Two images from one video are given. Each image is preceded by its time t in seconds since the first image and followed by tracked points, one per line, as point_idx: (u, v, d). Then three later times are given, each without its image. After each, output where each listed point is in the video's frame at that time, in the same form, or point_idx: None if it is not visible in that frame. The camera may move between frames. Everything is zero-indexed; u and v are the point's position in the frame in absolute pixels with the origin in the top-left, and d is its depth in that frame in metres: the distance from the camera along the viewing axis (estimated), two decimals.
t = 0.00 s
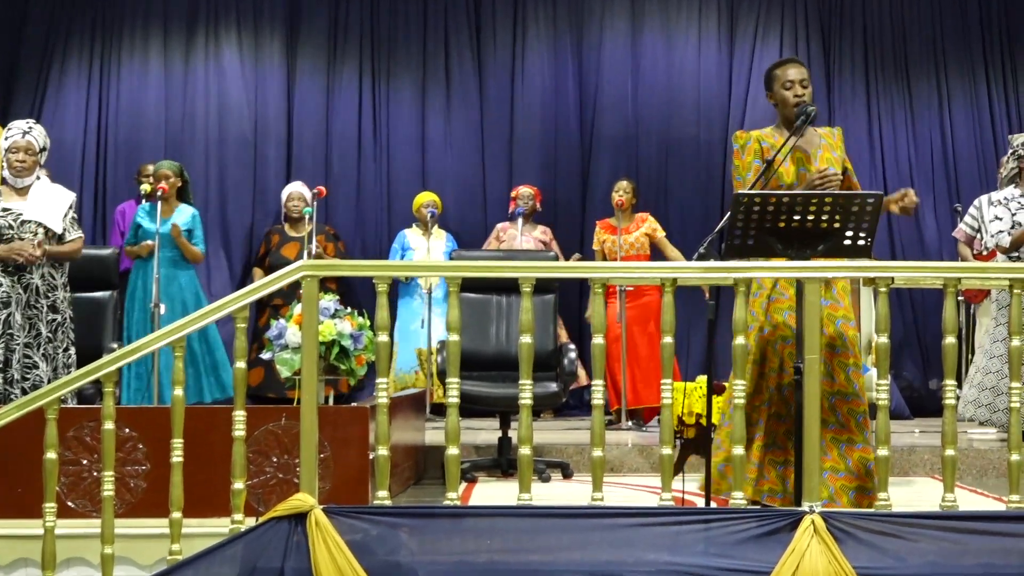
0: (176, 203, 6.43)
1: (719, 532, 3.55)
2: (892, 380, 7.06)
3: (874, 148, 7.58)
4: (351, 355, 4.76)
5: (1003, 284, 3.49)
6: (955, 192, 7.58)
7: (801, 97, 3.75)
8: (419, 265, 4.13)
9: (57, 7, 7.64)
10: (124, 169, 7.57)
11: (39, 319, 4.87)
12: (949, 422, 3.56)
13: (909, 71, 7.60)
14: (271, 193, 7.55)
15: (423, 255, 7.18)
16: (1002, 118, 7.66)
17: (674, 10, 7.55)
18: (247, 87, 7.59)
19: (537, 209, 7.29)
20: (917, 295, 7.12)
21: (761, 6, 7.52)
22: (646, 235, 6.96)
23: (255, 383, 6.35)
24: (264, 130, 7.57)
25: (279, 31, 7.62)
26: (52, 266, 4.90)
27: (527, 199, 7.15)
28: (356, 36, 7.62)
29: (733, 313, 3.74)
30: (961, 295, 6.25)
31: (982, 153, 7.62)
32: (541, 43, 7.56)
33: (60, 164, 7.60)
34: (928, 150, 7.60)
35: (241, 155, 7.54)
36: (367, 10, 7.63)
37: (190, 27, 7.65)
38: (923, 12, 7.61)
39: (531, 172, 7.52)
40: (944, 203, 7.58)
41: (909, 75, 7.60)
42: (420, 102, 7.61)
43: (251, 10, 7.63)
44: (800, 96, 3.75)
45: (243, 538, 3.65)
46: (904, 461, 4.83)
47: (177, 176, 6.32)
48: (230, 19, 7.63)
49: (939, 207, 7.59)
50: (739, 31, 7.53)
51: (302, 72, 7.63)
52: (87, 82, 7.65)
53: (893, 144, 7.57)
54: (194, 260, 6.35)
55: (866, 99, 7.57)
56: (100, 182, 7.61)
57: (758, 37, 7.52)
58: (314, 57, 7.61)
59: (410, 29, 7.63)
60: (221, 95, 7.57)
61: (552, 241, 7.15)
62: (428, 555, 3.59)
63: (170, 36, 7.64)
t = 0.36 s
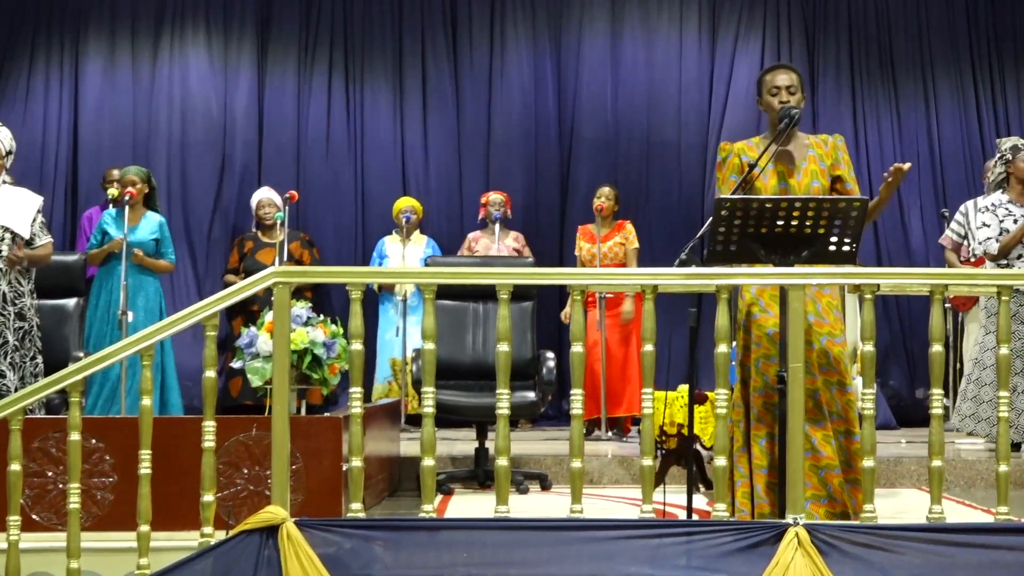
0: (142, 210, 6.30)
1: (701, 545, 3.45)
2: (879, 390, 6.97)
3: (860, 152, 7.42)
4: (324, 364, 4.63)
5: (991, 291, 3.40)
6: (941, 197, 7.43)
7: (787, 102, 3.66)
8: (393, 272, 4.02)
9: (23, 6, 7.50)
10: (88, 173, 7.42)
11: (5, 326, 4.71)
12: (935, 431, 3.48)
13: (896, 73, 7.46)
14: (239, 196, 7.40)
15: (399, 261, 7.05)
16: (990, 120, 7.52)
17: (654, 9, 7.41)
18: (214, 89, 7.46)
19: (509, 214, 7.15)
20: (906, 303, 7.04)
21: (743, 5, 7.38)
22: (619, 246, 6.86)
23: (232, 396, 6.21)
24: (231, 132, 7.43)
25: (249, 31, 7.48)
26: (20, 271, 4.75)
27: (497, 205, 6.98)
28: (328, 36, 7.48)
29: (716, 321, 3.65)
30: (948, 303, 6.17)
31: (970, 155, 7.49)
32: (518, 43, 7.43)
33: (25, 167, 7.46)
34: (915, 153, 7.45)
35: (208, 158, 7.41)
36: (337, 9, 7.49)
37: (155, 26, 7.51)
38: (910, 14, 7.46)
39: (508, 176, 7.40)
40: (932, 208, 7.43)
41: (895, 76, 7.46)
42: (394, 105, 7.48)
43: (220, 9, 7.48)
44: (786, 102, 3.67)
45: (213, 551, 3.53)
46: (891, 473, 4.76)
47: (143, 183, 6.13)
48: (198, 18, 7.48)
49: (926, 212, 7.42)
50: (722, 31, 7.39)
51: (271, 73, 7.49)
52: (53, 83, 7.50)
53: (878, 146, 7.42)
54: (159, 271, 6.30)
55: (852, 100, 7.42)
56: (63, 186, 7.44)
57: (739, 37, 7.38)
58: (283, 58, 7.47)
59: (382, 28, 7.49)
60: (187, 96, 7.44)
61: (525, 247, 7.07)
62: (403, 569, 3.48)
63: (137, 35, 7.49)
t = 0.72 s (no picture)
0: (121, 213, 6.14)
1: (690, 561, 3.34)
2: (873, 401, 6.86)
3: (855, 156, 7.24)
4: (302, 374, 4.50)
5: (989, 299, 3.31)
6: (939, 203, 7.25)
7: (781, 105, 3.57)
8: (373, 279, 3.90)
9: None
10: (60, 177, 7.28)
11: None
12: (932, 443, 3.38)
13: (892, 74, 7.29)
14: (217, 201, 7.25)
15: (378, 267, 6.92)
16: (989, 123, 7.34)
17: (642, 10, 7.29)
18: (188, 90, 7.33)
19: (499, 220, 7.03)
20: (901, 311, 6.93)
21: (734, 4, 7.24)
22: (603, 251, 6.74)
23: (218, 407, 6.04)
24: (206, 135, 7.29)
25: (225, 32, 7.33)
26: None
27: (484, 209, 6.89)
28: (307, 37, 7.33)
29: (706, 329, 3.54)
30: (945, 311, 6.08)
31: (968, 158, 7.31)
32: (503, 44, 7.31)
33: None
34: (911, 159, 7.27)
35: (183, 162, 7.27)
36: (315, 8, 7.34)
37: (129, 26, 7.36)
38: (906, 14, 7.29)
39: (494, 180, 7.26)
40: (928, 214, 7.26)
41: (891, 77, 7.28)
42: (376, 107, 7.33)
43: (195, 9, 7.34)
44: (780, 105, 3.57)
45: (187, 568, 3.39)
46: (886, 485, 4.67)
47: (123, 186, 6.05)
48: (172, 17, 7.34)
49: (922, 218, 7.23)
50: (712, 30, 7.25)
51: (248, 75, 7.34)
52: (25, 85, 7.35)
53: (873, 148, 7.24)
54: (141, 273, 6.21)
55: (846, 106, 7.26)
56: (37, 191, 7.28)
57: (728, 37, 7.23)
58: (260, 59, 7.34)
59: (362, 27, 7.34)
60: (161, 96, 7.30)
61: (514, 249, 6.96)
62: None
63: (110, 36, 7.34)
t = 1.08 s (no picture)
0: (88, 217, 6.03)
1: (670, 570, 3.26)
2: (857, 407, 6.81)
3: (838, 158, 7.18)
4: (274, 380, 4.40)
5: (973, 302, 3.24)
6: (922, 205, 7.19)
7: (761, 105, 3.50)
8: (346, 283, 3.81)
9: None
10: (27, 178, 7.13)
11: None
12: (915, 450, 3.32)
13: (875, 73, 7.23)
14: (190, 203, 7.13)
15: (350, 272, 6.85)
16: (973, 124, 7.27)
17: (621, 9, 7.21)
18: (156, 88, 7.18)
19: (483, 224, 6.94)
20: (885, 316, 6.88)
21: (714, 2, 7.16)
22: (582, 259, 6.69)
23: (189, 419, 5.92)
24: (176, 134, 7.16)
25: (196, 31, 7.20)
26: None
27: (468, 212, 6.81)
28: (280, 36, 7.22)
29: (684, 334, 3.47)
30: (928, 315, 6.06)
31: (951, 161, 7.23)
32: (478, 44, 7.21)
33: None
34: (894, 157, 7.21)
35: (152, 161, 7.13)
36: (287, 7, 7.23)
37: (98, 24, 7.22)
38: (890, 12, 7.22)
39: (472, 183, 7.17)
40: (912, 217, 7.17)
41: (874, 77, 7.22)
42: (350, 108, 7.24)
43: (165, 7, 7.20)
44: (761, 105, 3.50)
45: None
46: (869, 493, 4.63)
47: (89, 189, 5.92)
48: (140, 14, 7.20)
49: (906, 221, 7.18)
50: (692, 30, 7.18)
51: (220, 75, 7.22)
52: None
53: (856, 150, 7.18)
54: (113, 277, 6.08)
55: (829, 108, 7.19)
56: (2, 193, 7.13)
57: (708, 37, 7.15)
58: (230, 58, 7.22)
59: (334, 25, 7.24)
60: (129, 94, 7.16)
61: (494, 256, 6.81)
62: None
63: (78, 34, 7.20)
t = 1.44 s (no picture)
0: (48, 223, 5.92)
1: None
2: (840, 419, 6.76)
3: (821, 165, 7.13)
4: (246, 392, 4.31)
5: (958, 312, 3.19)
6: (907, 213, 7.12)
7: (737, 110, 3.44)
8: (320, 292, 3.72)
9: None
10: None
11: None
12: (899, 462, 3.26)
13: (858, 78, 7.18)
14: (164, 211, 7.01)
15: (326, 280, 6.75)
16: (957, 129, 7.23)
17: (600, 14, 7.15)
18: (128, 92, 7.06)
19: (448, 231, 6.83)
20: (868, 326, 6.84)
21: (695, 7, 7.11)
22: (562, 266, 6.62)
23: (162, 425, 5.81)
24: (149, 140, 7.05)
25: (168, 36, 7.10)
26: None
27: (441, 219, 6.69)
28: (255, 40, 7.13)
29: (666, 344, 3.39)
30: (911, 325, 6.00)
31: (935, 168, 7.18)
32: (457, 50, 7.14)
33: None
34: (878, 159, 7.17)
35: (124, 167, 7.01)
36: (262, 11, 7.14)
37: (68, 30, 7.09)
38: (873, 17, 7.19)
39: (452, 190, 7.09)
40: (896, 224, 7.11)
41: (857, 83, 7.18)
42: (327, 113, 7.15)
43: (137, 12, 7.10)
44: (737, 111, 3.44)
45: None
46: (853, 506, 4.58)
47: (51, 194, 5.82)
48: (112, 17, 7.09)
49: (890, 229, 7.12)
50: (673, 35, 7.12)
51: (194, 80, 7.12)
52: None
53: (839, 157, 7.13)
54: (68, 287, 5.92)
55: (811, 115, 7.14)
56: None
57: (690, 43, 7.09)
58: (204, 63, 7.12)
59: (310, 30, 7.15)
60: (101, 100, 7.05)
61: (465, 263, 6.78)
62: None
63: (46, 40, 7.08)
